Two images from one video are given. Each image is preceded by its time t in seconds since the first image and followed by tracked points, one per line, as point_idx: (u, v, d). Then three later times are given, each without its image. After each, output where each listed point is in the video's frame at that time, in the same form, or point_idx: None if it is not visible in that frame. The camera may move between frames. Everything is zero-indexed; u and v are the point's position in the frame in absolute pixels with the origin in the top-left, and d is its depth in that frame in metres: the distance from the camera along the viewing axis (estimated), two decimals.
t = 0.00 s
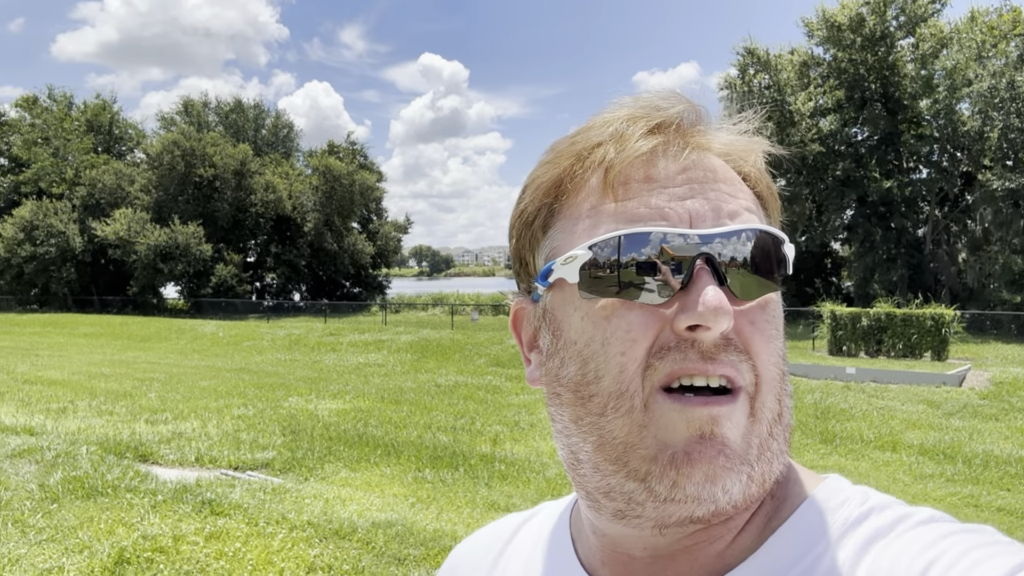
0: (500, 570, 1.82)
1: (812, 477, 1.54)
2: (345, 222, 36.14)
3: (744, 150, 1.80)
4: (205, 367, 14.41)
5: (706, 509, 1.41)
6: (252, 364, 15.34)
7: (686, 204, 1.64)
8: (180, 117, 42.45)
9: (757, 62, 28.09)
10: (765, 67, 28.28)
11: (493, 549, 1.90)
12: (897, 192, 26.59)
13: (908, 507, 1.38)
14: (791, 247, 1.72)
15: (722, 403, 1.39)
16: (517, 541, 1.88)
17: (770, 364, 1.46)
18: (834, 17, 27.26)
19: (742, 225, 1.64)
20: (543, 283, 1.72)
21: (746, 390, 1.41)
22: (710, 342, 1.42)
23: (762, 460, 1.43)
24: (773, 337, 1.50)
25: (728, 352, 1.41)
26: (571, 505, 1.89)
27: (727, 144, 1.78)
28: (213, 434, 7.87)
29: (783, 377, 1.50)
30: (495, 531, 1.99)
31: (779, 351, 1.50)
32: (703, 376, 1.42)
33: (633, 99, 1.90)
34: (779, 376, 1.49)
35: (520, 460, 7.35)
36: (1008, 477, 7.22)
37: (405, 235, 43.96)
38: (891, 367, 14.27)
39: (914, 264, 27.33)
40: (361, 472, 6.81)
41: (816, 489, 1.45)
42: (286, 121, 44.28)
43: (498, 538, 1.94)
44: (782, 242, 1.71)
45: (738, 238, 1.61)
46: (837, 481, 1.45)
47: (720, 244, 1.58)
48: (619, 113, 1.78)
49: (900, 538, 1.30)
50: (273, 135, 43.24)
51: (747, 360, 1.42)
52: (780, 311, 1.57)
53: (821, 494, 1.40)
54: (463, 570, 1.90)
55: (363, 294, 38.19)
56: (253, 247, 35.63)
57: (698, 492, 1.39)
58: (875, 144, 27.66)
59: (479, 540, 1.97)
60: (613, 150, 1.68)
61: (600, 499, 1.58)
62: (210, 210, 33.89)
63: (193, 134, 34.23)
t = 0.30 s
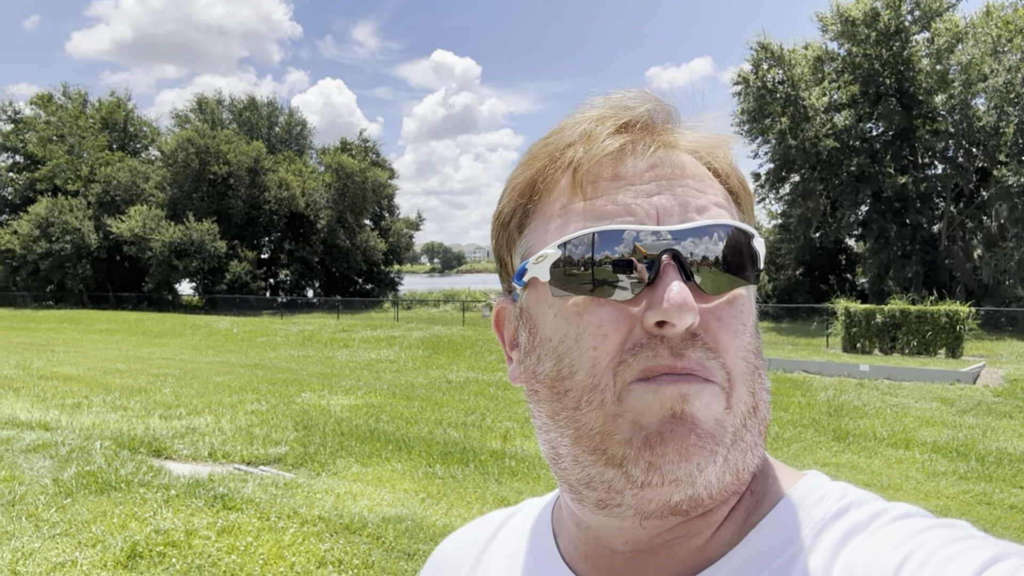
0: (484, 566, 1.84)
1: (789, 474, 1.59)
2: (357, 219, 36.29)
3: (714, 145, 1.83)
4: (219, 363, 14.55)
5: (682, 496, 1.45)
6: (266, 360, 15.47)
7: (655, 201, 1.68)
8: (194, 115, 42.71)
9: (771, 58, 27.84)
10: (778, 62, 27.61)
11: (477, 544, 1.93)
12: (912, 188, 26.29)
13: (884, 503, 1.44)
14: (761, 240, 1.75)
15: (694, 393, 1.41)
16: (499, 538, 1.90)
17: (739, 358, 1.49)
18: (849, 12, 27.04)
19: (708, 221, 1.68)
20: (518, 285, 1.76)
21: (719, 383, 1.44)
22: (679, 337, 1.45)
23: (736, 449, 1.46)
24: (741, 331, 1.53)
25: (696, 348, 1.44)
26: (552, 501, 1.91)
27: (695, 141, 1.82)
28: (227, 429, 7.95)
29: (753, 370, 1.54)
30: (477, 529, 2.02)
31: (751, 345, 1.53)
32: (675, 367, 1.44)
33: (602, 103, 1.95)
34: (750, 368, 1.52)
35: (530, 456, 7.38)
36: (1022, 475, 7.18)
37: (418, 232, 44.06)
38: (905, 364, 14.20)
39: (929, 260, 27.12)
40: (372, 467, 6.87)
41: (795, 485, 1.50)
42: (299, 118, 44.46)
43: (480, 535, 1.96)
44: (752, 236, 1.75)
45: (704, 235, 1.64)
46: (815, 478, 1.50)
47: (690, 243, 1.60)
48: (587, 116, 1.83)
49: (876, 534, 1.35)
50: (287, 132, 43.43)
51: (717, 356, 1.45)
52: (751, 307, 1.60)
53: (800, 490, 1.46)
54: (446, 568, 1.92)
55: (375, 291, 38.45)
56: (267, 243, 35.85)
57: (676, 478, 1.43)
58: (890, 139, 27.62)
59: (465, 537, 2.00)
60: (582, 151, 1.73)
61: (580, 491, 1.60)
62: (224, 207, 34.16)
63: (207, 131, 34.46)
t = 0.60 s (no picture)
0: (478, 565, 1.84)
1: (783, 475, 1.62)
2: (366, 216, 36.39)
3: (670, 132, 1.79)
4: (229, 359, 14.62)
5: (635, 494, 1.48)
6: (275, 356, 15.55)
7: (597, 203, 1.71)
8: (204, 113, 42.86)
9: (780, 54, 27.51)
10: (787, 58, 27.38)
11: (473, 543, 1.93)
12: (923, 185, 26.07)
13: (878, 502, 1.48)
14: (715, 234, 1.64)
15: (633, 390, 1.44)
16: (494, 538, 1.90)
17: (688, 355, 1.48)
18: (859, 8, 26.85)
19: (652, 220, 1.67)
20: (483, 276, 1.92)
21: (665, 382, 1.46)
22: (614, 336, 1.48)
23: (687, 448, 1.49)
24: (690, 328, 1.51)
25: (633, 348, 1.46)
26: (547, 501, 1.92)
27: (652, 133, 1.79)
28: (236, 425, 7.99)
29: (712, 366, 1.53)
30: (472, 527, 2.02)
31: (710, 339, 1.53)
32: (617, 367, 1.47)
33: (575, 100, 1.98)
34: (709, 363, 1.52)
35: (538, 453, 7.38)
36: None
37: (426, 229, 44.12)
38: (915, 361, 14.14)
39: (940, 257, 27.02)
40: (381, 463, 6.89)
41: (788, 486, 1.53)
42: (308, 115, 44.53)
43: (477, 533, 1.97)
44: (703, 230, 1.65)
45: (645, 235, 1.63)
46: (811, 477, 1.54)
47: (660, 245, 1.57)
48: (542, 118, 1.87)
49: (870, 532, 1.38)
50: (295, 130, 43.51)
51: (660, 355, 1.46)
52: (710, 301, 1.56)
53: (794, 490, 1.49)
54: (441, 567, 1.93)
55: (384, 288, 38.59)
56: (276, 241, 35.94)
57: (627, 475, 1.46)
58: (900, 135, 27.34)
59: (461, 536, 2.01)
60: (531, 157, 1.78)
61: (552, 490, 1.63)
62: (234, 205, 34.34)
63: (216, 129, 34.60)
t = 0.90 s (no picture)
0: (480, 564, 1.84)
1: (785, 474, 1.62)
2: (371, 215, 36.44)
3: (628, 127, 1.73)
4: (235, 357, 14.66)
5: (599, 501, 1.51)
6: (282, 354, 15.64)
7: (543, 215, 1.74)
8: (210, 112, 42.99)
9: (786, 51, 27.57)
10: (793, 55, 27.40)
11: (476, 540, 1.94)
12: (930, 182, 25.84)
13: (883, 497, 1.48)
14: (662, 234, 1.56)
15: (579, 402, 1.52)
16: (495, 537, 1.91)
17: (634, 357, 1.51)
18: (866, 4, 26.79)
19: (600, 228, 1.65)
20: (461, 275, 2.07)
21: (613, 386, 1.51)
22: (555, 344, 1.55)
23: (649, 452, 1.52)
24: (637, 330, 1.52)
25: (575, 352, 1.53)
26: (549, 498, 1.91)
27: (609, 132, 1.74)
28: (243, 423, 8.03)
29: (668, 368, 1.53)
30: (476, 524, 2.03)
31: (663, 339, 1.53)
32: (570, 374, 1.54)
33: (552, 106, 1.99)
34: (664, 363, 1.53)
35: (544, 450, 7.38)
36: None
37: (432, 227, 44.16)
38: (922, 360, 14.09)
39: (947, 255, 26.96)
40: (387, 461, 6.92)
41: (789, 484, 1.54)
42: (313, 114, 44.63)
43: (481, 529, 1.98)
44: (646, 232, 1.57)
45: (590, 242, 1.64)
46: (813, 474, 1.55)
47: (636, 249, 1.56)
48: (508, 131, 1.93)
49: (873, 529, 1.39)
50: (301, 128, 43.63)
51: (603, 359, 1.51)
52: (661, 302, 1.55)
53: (795, 487, 1.50)
54: (444, 565, 1.94)
55: (390, 287, 38.64)
56: (282, 239, 35.99)
57: (587, 482, 1.51)
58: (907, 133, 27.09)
59: (463, 532, 2.01)
60: (493, 171, 1.90)
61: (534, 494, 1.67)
62: (240, 203, 34.59)
63: (223, 128, 34.74)
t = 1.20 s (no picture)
0: (489, 560, 1.85)
1: (795, 471, 1.61)
2: (373, 213, 36.46)
3: (610, 129, 1.67)
4: (237, 356, 14.68)
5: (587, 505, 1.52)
6: (284, 353, 15.65)
7: (525, 225, 1.73)
8: (212, 111, 43.02)
9: (789, 50, 27.36)
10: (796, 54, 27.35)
11: (484, 537, 1.94)
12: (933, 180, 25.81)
13: (894, 496, 1.48)
14: (637, 242, 1.52)
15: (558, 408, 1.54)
16: (504, 534, 1.91)
17: (609, 364, 1.51)
18: (868, 2, 26.74)
19: (579, 237, 1.62)
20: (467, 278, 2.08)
21: (594, 393, 1.53)
22: (533, 354, 1.57)
23: (631, 460, 1.52)
24: (611, 339, 1.52)
25: (553, 362, 1.55)
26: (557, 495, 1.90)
27: (593, 135, 1.69)
28: (245, 422, 8.03)
29: (649, 374, 1.52)
30: (486, 521, 2.03)
31: (642, 347, 1.51)
32: (552, 384, 1.56)
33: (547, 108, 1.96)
34: (644, 369, 1.51)
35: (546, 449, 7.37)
36: None
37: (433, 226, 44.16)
38: (925, 358, 14.06)
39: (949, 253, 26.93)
40: (389, 459, 6.92)
41: (799, 483, 1.54)
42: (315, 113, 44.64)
43: (491, 525, 1.98)
44: (620, 240, 1.54)
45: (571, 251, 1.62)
46: (824, 472, 1.54)
47: (632, 249, 1.52)
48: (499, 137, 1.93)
49: (884, 528, 1.38)
50: (303, 127, 43.64)
51: (581, 367, 1.53)
52: (640, 309, 1.53)
53: (806, 486, 1.49)
54: (453, 563, 1.94)
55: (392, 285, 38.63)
56: (284, 238, 35.94)
57: (569, 486, 1.52)
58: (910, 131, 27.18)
59: (471, 530, 2.01)
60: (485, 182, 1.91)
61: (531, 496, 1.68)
62: (242, 202, 34.65)
63: (224, 127, 34.78)
